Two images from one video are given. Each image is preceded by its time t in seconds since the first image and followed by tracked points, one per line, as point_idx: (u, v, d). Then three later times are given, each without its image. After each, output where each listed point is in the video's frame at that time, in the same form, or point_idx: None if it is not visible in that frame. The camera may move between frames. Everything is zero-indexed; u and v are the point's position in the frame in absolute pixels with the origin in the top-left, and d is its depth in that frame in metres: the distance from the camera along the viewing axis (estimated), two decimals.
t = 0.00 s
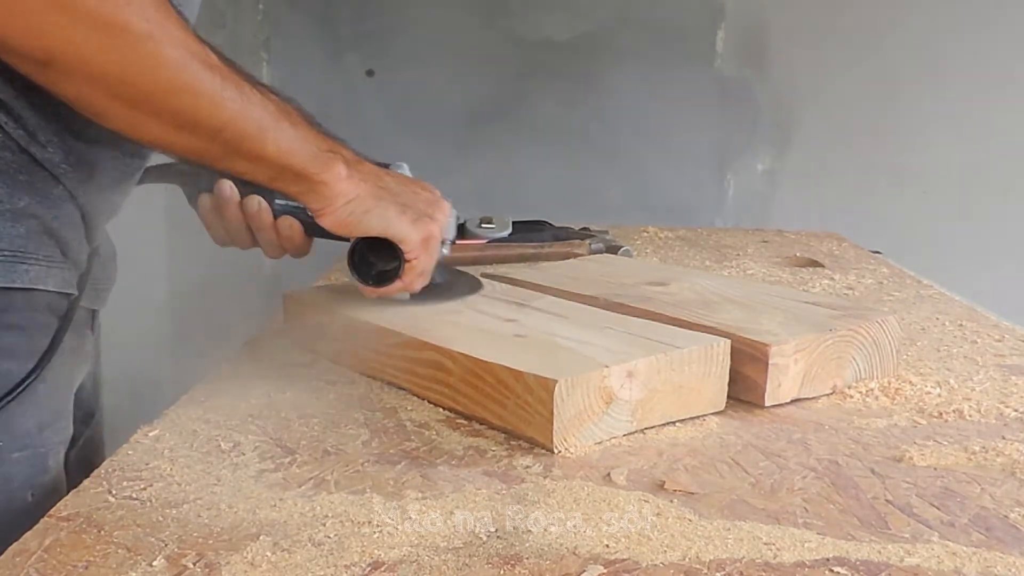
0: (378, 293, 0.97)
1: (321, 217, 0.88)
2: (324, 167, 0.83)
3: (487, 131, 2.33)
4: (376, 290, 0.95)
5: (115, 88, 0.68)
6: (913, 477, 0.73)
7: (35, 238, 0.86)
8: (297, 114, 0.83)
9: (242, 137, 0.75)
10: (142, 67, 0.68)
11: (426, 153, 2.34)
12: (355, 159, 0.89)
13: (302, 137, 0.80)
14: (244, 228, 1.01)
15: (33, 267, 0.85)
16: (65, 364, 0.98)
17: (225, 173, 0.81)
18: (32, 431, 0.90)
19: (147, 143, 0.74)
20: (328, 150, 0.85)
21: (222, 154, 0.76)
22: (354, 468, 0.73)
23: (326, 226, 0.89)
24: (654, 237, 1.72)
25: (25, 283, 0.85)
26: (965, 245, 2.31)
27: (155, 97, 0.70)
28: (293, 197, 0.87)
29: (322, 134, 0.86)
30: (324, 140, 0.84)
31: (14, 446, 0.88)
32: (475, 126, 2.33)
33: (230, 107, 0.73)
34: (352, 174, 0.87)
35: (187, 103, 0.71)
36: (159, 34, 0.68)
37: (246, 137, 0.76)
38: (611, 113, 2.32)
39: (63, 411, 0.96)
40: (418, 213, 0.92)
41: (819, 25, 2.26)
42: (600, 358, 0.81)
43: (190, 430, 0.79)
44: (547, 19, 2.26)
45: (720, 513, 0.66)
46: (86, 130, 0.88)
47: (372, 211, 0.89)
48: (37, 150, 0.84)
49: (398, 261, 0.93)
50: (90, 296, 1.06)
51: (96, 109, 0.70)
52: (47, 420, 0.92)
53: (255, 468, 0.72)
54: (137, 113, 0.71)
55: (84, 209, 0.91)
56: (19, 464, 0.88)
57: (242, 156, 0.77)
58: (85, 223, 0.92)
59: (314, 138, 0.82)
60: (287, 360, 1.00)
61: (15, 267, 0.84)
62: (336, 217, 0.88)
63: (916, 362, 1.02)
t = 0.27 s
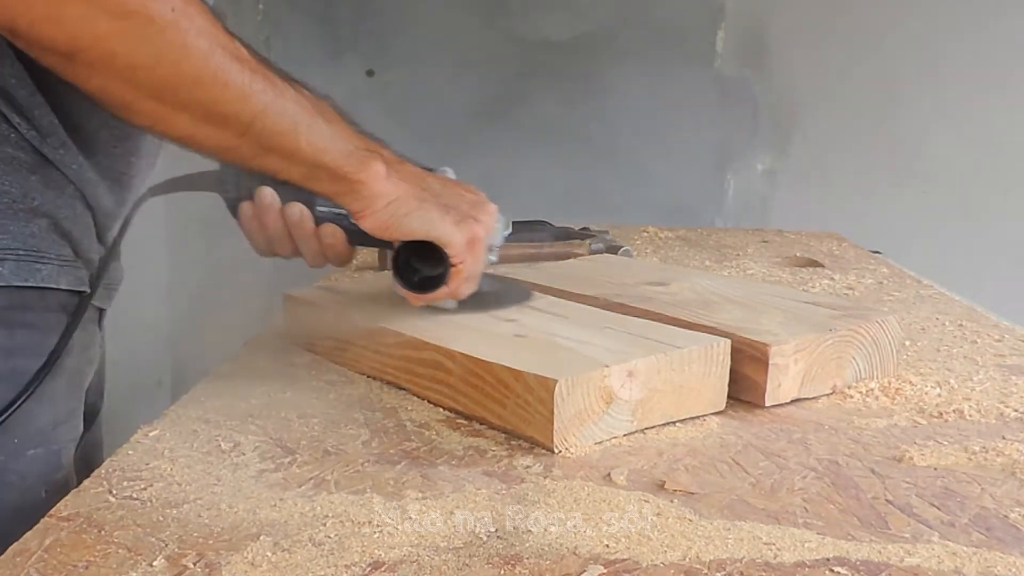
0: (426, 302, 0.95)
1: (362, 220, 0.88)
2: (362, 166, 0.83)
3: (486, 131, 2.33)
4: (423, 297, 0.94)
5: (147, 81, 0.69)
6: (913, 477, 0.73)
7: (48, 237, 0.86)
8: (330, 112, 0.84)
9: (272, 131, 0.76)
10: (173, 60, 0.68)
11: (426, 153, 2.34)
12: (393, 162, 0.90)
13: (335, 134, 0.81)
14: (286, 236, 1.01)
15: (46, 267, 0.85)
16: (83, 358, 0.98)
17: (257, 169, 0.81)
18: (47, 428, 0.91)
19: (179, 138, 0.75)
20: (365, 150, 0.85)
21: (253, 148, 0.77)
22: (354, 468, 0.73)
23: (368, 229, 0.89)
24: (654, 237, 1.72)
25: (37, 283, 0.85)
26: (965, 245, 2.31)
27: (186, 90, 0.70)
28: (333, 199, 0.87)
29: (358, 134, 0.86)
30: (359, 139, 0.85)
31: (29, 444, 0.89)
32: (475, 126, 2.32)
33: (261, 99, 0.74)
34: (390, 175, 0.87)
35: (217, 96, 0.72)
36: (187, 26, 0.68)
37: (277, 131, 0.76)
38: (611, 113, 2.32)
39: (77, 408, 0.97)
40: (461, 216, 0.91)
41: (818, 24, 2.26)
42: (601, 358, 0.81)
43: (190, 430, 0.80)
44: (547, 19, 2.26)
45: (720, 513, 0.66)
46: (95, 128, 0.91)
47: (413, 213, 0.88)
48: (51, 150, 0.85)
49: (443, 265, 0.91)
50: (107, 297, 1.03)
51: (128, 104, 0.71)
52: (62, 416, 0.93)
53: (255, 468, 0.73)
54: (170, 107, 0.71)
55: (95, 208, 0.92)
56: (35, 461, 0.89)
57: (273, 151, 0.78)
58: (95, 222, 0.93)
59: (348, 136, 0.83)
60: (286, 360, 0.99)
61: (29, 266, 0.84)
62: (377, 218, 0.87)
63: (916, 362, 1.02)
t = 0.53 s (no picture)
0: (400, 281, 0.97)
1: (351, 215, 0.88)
2: (357, 166, 0.83)
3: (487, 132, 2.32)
4: (401, 278, 0.96)
5: (153, 87, 0.69)
6: (913, 477, 0.73)
7: (55, 237, 0.86)
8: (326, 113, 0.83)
9: (277, 136, 0.75)
10: (180, 66, 0.68)
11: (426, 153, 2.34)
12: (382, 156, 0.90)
13: (334, 136, 0.80)
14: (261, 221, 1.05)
15: (53, 268, 0.86)
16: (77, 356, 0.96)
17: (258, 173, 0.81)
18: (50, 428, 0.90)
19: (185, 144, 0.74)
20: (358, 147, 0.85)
21: (259, 153, 0.76)
22: (354, 468, 0.73)
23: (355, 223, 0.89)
24: (654, 237, 1.72)
25: (44, 283, 0.85)
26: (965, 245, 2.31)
27: (192, 96, 0.70)
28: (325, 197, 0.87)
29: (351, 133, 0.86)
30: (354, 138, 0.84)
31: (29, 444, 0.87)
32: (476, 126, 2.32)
33: (265, 104, 0.74)
34: (381, 171, 0.87)
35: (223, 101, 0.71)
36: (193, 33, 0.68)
37: (282, 135, 0.76)
38: (612, 113, 2.32)
39: (82, 408, 0.95)
40: (442, 206, 0.93)
41: (818, 24, 2.26)
42: (601, 358, 0.81)
43: (190, 430, 0.80)
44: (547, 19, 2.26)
45: (720, 513, 0.66)
46: (116, 126, 0.89)
47: (399, 205, 0.89)
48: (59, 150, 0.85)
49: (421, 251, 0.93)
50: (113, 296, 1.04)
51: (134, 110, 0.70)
52: (64, 415, 0.92)
53: (255, 468, 0.73)
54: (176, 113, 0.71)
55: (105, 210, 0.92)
56: (36, 460, 0.88)
57: (278, 156, 0.77)
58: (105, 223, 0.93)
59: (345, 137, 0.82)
60: (287, 360, 0.99)
61: (35, 266, 0.84)
62: (366, 214, 0.88)
63: (916, 362, 1.02)
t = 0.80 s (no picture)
0: (457, 287, 0.95)
1: (395, 204, 0.88)
2: (396, 149, 0.84)
3: (487, 131, 2.32)
4: (456, 283, 0.94)
5: (185, 61, 0.70)
6: (913, 477, 0.73)
7: (70, 234, 0.86)
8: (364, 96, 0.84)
9: (307, 114, 0.77)
10: (213, 41, 0.69)
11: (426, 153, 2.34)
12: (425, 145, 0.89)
13: (370, 117, 0.81)
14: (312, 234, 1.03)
15: (68, 264, 0.86)
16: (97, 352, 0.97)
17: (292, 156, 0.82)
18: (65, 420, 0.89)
19: (212, 118, 0.75)
20: (399, 133, 0.85)
21: (288, 132, 0.77)
22: (354, 468, 0.73)
23: (401, 213, 0.89)
24: (654, 237, 1.72)
25: (60, 280, 0.85)
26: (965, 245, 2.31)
27: (224, 71, 0.71)
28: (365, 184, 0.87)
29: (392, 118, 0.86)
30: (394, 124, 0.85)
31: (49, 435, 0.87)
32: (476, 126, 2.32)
33: (296, 82, 0.75)
34: (425, 159, 0.87)
35: (254, 76, 0.72)
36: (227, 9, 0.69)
37: (313, 114, 0.77)
38: (612, 112, 2.32)
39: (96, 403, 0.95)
40: (494, 201, 0.91)
41: (818, 24, 2.26)
42: (601, 358, 0.81)
43: (190, 430, 0.79)
44: (548, 19, 2.26)
45: (720, 513, 0.66)
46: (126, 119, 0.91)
47: (448, 197, 0.88)
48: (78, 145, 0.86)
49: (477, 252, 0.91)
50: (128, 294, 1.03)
51: (165, 84, 0.71)
52: (80, 410, 0.91)
53: (255, 468, 0.73)
54: (207, 87, 0.72)
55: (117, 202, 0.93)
56: (54, 453, 0.87)
57: (308, 135, 0.78)
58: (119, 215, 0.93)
59: (382, 120, 0.83)
60: (287, 360, 1.00)
61: (50, 263, 0.84)
62: (411, 203, 0.87)
63: (916, 362, 1.02)
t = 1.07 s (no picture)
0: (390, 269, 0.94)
1: (343, 199, 0.88)
2: (354, 153, 0.84)
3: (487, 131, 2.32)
4: (390, 263, 0.93)
5: (172, 67, 0.70)
6: (913, 477, 0.73)
7: (69, 233, 0.86)
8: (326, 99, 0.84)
9: (286, 121, 0.77)
10: (203, 50, 0.70)
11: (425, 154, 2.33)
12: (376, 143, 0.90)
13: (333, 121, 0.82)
14: (243, 220, 1.09)
15: (66, 262, 0.86)
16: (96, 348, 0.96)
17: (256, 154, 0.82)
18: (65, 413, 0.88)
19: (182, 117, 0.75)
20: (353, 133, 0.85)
21: (265, 136, 0.78)
22: (355, 468, 0.73)
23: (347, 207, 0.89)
24: (654, 237, 1.72)
25: (58, 277, 0.85)
26: (964, 246, 2.31)
27: (210, 79, 0.72)
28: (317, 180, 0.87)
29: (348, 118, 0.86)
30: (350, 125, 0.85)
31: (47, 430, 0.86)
32: (476, 126, 2.32)
33: (278, 91, 0.75)
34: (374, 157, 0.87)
35: (232, 82, 0.73)
36: (218, 19, 0.70)
37: (291, 121, 0.78)
38: (611, 113, 2.32)
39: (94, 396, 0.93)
40: (431, 189, 0.92)
41: (818, 24, 2.26)
42: (601, 358, 0.81)
43: (190, 430, 0.79)
44: (548, 19, 2.26)
45: (719, 513, 0.66)
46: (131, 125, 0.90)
47: (392, 189, 0.88)
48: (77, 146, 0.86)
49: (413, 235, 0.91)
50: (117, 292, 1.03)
51: (150, 87, 0.72)
52: (79, 403, 0.90)
53: (255, 468, 0.72)
54: (191, 93, 0.72)
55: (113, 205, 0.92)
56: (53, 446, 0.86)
57: (284, 141, 0.79)
58: (112, 216, 0.93)
59: (342, 123, 0.83)
60: (287, 360, 1.00)
61: (49, 261, 0.84)
62: (360, 197, 0.87)
63: (916, 362, 1.02)
